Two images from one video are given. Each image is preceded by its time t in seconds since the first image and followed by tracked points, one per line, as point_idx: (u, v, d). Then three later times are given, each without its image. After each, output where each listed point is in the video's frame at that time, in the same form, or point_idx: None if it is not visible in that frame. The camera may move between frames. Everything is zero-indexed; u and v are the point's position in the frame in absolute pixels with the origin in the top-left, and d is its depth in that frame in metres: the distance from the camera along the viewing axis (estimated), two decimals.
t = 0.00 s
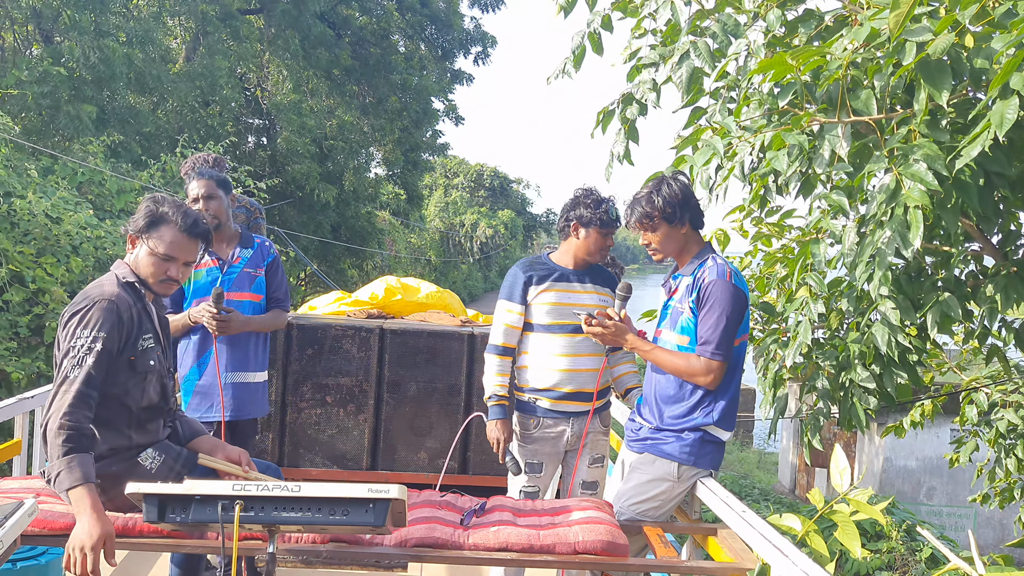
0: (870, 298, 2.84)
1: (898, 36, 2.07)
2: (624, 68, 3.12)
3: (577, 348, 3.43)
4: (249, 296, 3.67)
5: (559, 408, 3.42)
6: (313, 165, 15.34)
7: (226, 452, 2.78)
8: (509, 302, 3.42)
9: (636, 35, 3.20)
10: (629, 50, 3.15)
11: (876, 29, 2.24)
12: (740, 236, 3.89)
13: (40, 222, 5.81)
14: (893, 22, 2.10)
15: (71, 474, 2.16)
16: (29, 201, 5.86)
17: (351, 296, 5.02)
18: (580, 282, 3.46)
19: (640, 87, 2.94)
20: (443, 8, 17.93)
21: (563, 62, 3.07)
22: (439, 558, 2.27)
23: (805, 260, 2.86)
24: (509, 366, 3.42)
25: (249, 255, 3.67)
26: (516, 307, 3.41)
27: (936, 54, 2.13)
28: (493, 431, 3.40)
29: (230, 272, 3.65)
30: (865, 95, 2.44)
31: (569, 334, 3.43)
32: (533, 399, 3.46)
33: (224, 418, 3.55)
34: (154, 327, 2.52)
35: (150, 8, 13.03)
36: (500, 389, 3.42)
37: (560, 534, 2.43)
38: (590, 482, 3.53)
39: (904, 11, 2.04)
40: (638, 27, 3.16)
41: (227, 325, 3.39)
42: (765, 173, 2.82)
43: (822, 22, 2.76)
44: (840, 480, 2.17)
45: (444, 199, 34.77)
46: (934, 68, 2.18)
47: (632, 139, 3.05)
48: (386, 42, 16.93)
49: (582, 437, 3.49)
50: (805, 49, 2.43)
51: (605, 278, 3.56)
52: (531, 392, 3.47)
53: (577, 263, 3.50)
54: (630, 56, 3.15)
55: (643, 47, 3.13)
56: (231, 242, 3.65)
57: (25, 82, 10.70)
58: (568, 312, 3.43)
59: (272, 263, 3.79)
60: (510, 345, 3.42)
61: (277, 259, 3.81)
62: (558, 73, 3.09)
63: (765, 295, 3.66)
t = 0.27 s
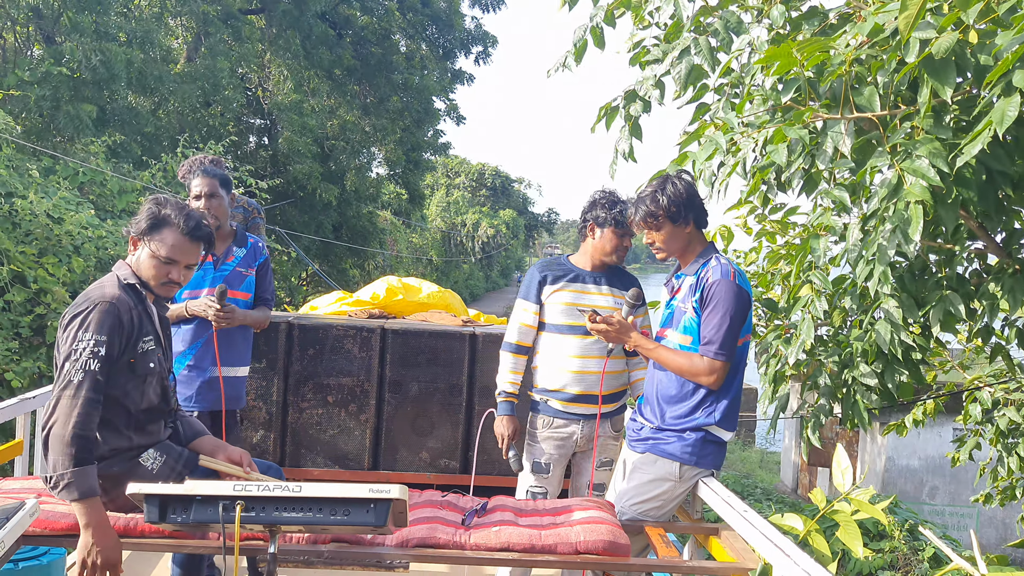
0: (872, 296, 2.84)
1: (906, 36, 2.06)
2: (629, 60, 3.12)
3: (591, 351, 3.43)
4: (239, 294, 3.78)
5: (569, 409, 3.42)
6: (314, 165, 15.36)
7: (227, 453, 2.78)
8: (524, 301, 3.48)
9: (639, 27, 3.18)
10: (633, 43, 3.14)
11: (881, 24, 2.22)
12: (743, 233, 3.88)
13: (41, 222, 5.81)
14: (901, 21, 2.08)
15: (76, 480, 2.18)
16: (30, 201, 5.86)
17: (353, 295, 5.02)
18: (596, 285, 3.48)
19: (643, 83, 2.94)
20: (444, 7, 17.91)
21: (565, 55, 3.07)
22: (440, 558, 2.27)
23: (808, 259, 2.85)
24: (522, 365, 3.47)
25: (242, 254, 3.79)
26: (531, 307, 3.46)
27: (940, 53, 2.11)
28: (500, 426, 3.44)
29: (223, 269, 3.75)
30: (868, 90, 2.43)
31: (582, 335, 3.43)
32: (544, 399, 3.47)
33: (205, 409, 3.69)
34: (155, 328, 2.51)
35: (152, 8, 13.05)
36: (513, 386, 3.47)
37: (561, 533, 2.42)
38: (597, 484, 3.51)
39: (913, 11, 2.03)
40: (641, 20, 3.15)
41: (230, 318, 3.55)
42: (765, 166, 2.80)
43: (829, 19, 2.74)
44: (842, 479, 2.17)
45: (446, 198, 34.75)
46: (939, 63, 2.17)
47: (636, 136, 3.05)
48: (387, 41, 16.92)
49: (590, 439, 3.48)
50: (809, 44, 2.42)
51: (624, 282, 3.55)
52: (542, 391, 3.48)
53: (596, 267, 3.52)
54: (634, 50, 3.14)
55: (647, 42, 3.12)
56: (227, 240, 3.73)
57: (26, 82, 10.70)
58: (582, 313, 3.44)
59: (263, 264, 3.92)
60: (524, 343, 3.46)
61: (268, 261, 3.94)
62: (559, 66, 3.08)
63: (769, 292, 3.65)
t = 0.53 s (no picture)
0: (875, 295, 2.83)
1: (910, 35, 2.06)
2: (629, 58, 3.11)
3: (599, 352, 3.42)
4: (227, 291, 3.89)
5: (574, 409, 3.43)
6: (318, 165, 15.39)
7: (231, 453, 2.77)
8: (539, 302, 3.53)
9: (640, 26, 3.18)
10: (633, 43, 3.14)
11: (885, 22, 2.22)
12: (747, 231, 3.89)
13: (44, 223, 5.82)
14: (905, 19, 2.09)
15: (89, 481, 2.20)
16: (33, 202, 5.86)
17: (355, 295, 5.03)
18: (605, 285, 3.46)
19: (644, 82, 2.94)
20: (446, 7, 17.90)
21: (564, 49, 3.06)
22: (444, 558, 2.27)
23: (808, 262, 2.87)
24: (534, 366, 3.52)
25: (232, 252, 3.92)
26: (544, 308, 3.51)
27: (946, 52, 2.11)
28: (508, 424, 3.53)
29: (211, 266, 3.85)
30: (871, 88, 2.42)
31: (589, 335, 3.43)
32: (552, 398, 3.50)
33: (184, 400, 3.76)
34: (159, 329, 2.52)
35: (155, 9, 13.07)
36: (524, 385, 3.55)
37: (565, 533, 2.43)
38: (603, 486, 3.48)
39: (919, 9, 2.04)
40: (643, 20, 3.14)
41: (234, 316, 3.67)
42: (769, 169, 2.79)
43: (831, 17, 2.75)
44: (845, 479, 2.17)
45: (448, 198, 34.75)
46: (942, 62, 2.17)
47: (637, 134, 3.05)
48: (389, 42, 16.89)
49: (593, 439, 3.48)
50: (812, 41, 2.42)
51: (640, 281, 3.50)
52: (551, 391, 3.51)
53: (609, 268, 3.50)
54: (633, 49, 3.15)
55: (648, 40, 3.12)
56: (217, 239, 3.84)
57: (29, 83, 10.71)
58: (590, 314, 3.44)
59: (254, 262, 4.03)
60: (536, 343, 3.52)
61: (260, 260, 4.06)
62: (558, 59, 3.08)
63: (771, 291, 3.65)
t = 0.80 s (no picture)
0: (878, 295, 2.83)
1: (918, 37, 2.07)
2: (625, 59, 3.11)
3: (607, 354, 3.42)
4: (206, 289, 3.84)
5: (583, 411, 3.43)
6: (321, 166, 15.40)
7: (234, 453, 2.76)
8: (551, 305, 3.56)
9: (638, 26, 3.18)
10: (629, 43, 3.14)
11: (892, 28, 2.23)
12: (749, 231, 3.88)
13: (48, 224, 5.82)
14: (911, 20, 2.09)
15: (103, 481, 2.24)
16: (37, 203, 5.87)
17: (358, 296, 5.04)
18: (614, 286, 3.45)
19: (644, 83, 2.94)
20: (449, 8, 17.89)
21: (562, 49, 3.05)
22: (446, 558, 2.27)
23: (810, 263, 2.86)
24: (548, 369, 3.56)
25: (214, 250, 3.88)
26: (556, 311, 3.54)
27: (950, 54, 2.11)
28: (521, 426, 3.60)
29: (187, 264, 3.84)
30: (874, 90, 2.42)
31: (597, 337, 3.42)
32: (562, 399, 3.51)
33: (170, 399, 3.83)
34: (161, 328, 2.52)
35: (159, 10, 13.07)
36: (539, 388, 3.61)
37: (568, 533, 2.42)
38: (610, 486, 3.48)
39: (924, 11, 2.03)
40: (642, 19, 3.14)
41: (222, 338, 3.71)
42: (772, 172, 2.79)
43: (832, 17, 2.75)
44: (849, 479, 2.17)
45: (450, 198, 34.75)
46: (947, 63, 2.17)
47: (634, 134, 3.04)
48: (392, 42, 16.90)
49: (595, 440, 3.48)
50: (814, 44, 2.42)
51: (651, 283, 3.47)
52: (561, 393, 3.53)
53: (619, 268, 3.49)
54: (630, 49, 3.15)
55: (645, 39, 3.12)
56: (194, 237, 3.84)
57: (33, 85, 10.72)
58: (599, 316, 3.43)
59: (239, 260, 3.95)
60: (551, 347, 3.55)
61: (244, 257, 3.97)
62: (556, 58, 3.07)
63: (774, 291, 3.64)
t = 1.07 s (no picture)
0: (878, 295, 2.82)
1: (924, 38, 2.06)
2: (624, 61, 3.12)
3: (617, 356, 3.40)
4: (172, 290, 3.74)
5: (591, 413, 3.42)
6: (323, 166, 15.41)
7: (236, 454, 2.76)
8: (561, 308, 3.56)
9: (636, 28, 3.18)
10: (627, 44, 3.14)
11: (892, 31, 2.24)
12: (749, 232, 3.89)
13: (50, 225, 5.84)
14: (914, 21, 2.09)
15: (105, 482, 2.24)
16: (39, 204, 5.89)
17: (360, 296, 5.04)
18: (623, 287, 3.44)
19: (643, 85, 2.94)
20: (450, 8, 17.88)
21: (563, 54, 3.06)
22: (447, 559, 2.27)
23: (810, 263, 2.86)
24: (560, 371, 3.58)
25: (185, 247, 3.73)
26: (567, 314, 3.55)
27: (951, 57, 2.11)
28: (534, 427, 3.64)
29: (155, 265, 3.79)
30: (873, 91, 2.42)
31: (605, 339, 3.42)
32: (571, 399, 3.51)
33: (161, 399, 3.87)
34: (162, 330, 2.53)
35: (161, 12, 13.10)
36: (551, 390, 3.64)
37: (568, 533, 2.43)
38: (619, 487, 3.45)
39: (926, 14, 2.03)
40: (639, 21, 3.14)
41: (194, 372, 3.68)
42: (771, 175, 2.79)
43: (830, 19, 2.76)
44: (849, 479, 2.17)
45: (452, 198, 34.76)
46: (948, 65, 2.18)
47: (634, 137, 3.05)
48: (393, 43, 16.92)
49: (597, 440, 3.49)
50: (813, 48, 2.42)
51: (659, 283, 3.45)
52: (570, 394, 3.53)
53: (627, 268, 3.49)
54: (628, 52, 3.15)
55: (643, 41, 3.12)
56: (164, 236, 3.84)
57: (37, 87, 10.75)
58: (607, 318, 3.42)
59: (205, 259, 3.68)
60: (562, 349, 3.56)
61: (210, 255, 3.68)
62: (557, 63, 3.07)
63: (773, 291, 3.64)
